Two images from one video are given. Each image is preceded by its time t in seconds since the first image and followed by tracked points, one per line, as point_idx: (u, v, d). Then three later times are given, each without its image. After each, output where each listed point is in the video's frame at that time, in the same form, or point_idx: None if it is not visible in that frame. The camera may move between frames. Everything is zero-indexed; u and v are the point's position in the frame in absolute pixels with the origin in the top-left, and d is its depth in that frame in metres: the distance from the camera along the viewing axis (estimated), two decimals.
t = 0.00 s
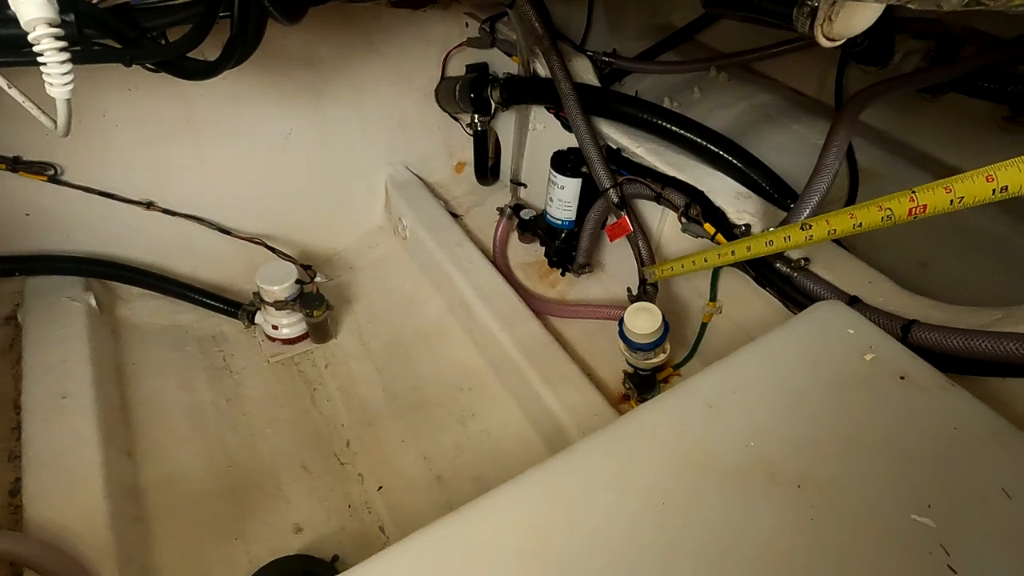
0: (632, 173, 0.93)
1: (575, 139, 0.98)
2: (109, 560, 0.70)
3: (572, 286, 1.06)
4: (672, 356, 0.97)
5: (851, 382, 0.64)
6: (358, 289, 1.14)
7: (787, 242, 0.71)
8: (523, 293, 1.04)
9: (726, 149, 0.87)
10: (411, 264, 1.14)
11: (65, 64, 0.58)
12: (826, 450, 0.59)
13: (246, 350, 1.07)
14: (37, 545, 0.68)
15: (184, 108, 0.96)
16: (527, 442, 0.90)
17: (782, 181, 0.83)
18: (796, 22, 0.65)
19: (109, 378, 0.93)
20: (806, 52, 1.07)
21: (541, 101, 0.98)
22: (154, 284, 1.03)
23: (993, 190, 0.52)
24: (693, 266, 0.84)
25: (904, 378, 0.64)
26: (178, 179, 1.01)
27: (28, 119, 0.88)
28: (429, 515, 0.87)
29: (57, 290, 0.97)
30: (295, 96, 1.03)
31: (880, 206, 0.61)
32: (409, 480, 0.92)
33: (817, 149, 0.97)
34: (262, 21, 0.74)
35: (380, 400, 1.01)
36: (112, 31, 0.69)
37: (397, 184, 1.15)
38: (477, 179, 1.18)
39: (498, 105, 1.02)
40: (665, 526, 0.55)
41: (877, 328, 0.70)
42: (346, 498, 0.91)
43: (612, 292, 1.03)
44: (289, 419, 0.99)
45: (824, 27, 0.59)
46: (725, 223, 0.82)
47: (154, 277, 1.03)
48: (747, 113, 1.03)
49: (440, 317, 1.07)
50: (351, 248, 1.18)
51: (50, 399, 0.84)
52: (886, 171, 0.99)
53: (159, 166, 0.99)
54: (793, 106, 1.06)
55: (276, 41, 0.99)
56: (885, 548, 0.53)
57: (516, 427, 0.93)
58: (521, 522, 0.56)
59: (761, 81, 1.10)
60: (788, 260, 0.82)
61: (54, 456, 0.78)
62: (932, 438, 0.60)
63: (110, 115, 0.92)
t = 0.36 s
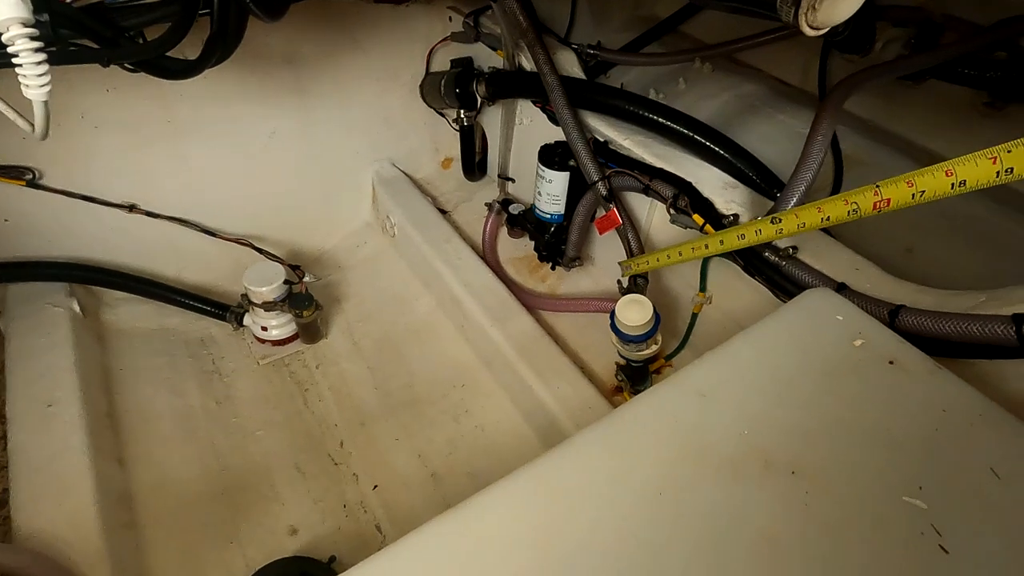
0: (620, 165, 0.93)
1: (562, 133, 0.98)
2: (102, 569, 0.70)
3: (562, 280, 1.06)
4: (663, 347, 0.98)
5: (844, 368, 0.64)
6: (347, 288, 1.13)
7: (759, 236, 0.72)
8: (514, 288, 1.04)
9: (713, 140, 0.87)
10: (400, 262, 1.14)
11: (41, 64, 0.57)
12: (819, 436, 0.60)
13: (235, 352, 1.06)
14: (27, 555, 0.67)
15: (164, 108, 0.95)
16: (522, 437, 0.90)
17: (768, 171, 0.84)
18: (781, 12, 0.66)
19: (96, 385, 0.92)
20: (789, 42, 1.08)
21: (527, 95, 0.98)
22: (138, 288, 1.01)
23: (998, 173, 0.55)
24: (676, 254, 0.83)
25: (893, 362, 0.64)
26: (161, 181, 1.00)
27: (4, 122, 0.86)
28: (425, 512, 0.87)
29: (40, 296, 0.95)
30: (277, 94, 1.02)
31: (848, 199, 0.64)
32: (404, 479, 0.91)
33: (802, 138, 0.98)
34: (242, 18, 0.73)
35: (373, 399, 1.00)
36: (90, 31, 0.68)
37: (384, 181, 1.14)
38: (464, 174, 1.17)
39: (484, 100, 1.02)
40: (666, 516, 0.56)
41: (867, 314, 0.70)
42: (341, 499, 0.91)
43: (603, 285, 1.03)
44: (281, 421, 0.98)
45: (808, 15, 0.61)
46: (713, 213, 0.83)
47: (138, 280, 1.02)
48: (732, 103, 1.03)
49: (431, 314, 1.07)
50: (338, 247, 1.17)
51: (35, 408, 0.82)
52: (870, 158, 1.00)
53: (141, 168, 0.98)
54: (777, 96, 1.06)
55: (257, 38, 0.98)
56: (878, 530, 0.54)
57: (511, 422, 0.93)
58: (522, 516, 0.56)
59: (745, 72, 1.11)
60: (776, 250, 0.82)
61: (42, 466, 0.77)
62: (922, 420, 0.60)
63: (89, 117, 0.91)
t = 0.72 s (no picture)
0: (610, 159, 0.93)
1: (552, 128, 0.98)
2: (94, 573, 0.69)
3: (555, 275, 1.06)
4: (656, 340, 0.98)
5: (837, 360, 0.65)
6: (339, 286, 1.12)
7: (750, 218, 0.71)
8: (507, 284, 1.04)
9: (703, 133, 0.87)
10: (391, 259, 1.13)
11: (23, 63, 0.56)
12: (813, 426, 0.60)
13: (227, 353, 1.05)
14: (17, 561, 0.66)
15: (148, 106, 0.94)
16: (517, 433, 0.90)
17: (758, 164, 0.84)
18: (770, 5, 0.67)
19: (85, 387, 0.91)
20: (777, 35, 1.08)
21: (517, 90, 0.97)
22: (126, 289, 1.00)
23: (978, 154, 0.54)
24: (671, 238, 0.83)
25: (883, 352, 0.65)
26: (147, 180, 0.99)
27: None
28: (420, 510, 0.87)
29: (26, 299, 0.94)
30: (264, 92, 1.01)
31: (834, 180, 0.63)
32: (400, 477, 0.91)
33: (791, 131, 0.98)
34: (228, 17, 0.71)
35: (367, 397, 1.00)
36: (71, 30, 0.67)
37: (374, 179, 1.13)
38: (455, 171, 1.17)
39: (473, 95, 1.01)
40: (663, 509, 0.56)
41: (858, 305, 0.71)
42: (336, 497, 0.90)
43: (595, 280, 1.04)
44: (274, 421, 0.97)
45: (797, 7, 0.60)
46: (704, 206, 0.83)
47: (126, 281, 1.01)
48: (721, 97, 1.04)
49: (424, 311, 1.06)
50: (329, 245, 1.16)
51: (24, 411, 0.81)
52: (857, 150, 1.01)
53: (127, 168, 0.96)
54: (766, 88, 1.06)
55: (242, 36, 0.97)
56: (871, 518, 0.55)
57: (505, 418, 0.93)
58: (521, 512, 0.56)
59: (734, 65, 1.11)
60: (766, 242, 0.83)
61: (32, 470, 0.76)
62: (912, 408, 0.61)
63: (73, 117, 0.89)
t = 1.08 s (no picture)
0: (602, 155, 0.93)
1: (544, 124, 0.97)
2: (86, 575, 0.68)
3: (548, 271, 1.06)
4: (649, 335, 1.00)
5: (829, 354, 0.65)
6: (330, 284, 1.12)
7: (717, 182, 0.72)
8: (500, 281, 1.04)
9: (694, 128, 0.87)
10: (383, 257, 1.13)
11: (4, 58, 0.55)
12: (807, 420, 0.61)
13: (218, 352, 1.04)
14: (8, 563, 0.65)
15: (135, 102, 0.93)
16: (511, 430, 0.90)
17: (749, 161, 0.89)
18: None
19: (74, 388, 0.90)
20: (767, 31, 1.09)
21: (508, 86, 0.97)
22: (114, 288, 0.99)
23: (926, 138, 0.54)
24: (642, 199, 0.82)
25: (874, 345, 0.66)
26: (134, 178, 0.97)
27: None
28: (415, 508, 0.87)
29: (13, 299, 0.93)
30: (253, 88, 1.00)
31: (796, 154, 0.64)
32: (394, 474, 0.91)
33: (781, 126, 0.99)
34: (215, 12, 0.70)
35: (360, 395, 1.00)
36: (54, 25, 0.66)
37: (365, 176, 1.13)
38: (447, 167, 1.16)
39: (465, 91, 1.01)
40: (660, 503, 0.56)
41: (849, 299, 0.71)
42: (330, 495, 0.90)
43: (588, 275, 1.04)
44: (267, 420, 0.97)
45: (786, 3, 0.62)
46: (697, 202, 0.87)
47: (115, 281, 0.99)
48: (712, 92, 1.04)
49: (417, 309, 1.06)
50: (321, 243, 1.16)
51: (11, 413, 0.80)
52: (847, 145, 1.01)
53: (114, 166, 0.95)
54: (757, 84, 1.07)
55: (230, 31, 0.96)
56: (862, 510, 0.55)
57: (499, 415, 0.93)
58: (519, 509, 0.56)
59: (724, 60, 1.11)
60: (757, 236, 0.83)
61: (21, 472, 0.75)
62: (902, 400, 0.62)
63: (58, 113, 0.88)
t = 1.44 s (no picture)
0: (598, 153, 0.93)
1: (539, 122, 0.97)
2: None
3: (543, 269, 1.06)
4: (645, 333, 1.00)
5: (822, 353, 0.65)
6: (325, 283, 1.11)
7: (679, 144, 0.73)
8: (495, 279, 1.04)
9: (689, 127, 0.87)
10: (378, 255, 1.12)
11: None
12: (802, 417, 0.61)
13: (212, 351, 1.04)
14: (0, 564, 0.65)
15: (128, 99, 0.92)
16: (507, 428, 0.90)
17: (744, 158, 0.87)
18: None
19: (67, 388, 0.89)
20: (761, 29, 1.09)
21: (503, 84, 0.97)
22: (106, 287, 0.98)
23: (864, 134, 0.54)
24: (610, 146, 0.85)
25: (867, 342, 0.66)
26: (126, 176, 0.97)
27: None
28: (411, 506, 0.87)
29: (4, 298, 0.92)
30: (247, 85, 1.00)
31: (753, 129, 0.65)
32: (389, 473, 0.91)
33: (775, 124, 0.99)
34: (209, 9, 0.69)
35: (355, 394, 0.99)
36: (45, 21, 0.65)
37: (359, 174, 1.12)
38: (442, 165, 1.16)
39: (460, 89, 1.01)
40: (656, 501, 0.56)
41: (843, 296, 0.71)
42: (325, 494, 0.90)
43: (583, 273, 1.04)
44: (261, 419, 0.97)
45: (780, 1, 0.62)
46: (691, 199, 0.85)
47: (107, 279, 0.99)
48: (706, 91, 1.04)
49: (412, 307, 1.06)
50: (315, 241, 1.15)
51: (3, 412, 0.80)
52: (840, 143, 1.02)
53: (106, 163, 0.95)
54: (751, 82, 1.07)
55: (223, 29, 0.95)
56: (855, 507, 0.56)
57: (495, 413, 0.93)
58: (516, 508, 0.56)
59: (719, 58, 1.12)
60: (752, 234, 0.81)
61: (13, 471, 0.75)
62: (894, 397, 0.62)
63: (49, 110, 0.88)
